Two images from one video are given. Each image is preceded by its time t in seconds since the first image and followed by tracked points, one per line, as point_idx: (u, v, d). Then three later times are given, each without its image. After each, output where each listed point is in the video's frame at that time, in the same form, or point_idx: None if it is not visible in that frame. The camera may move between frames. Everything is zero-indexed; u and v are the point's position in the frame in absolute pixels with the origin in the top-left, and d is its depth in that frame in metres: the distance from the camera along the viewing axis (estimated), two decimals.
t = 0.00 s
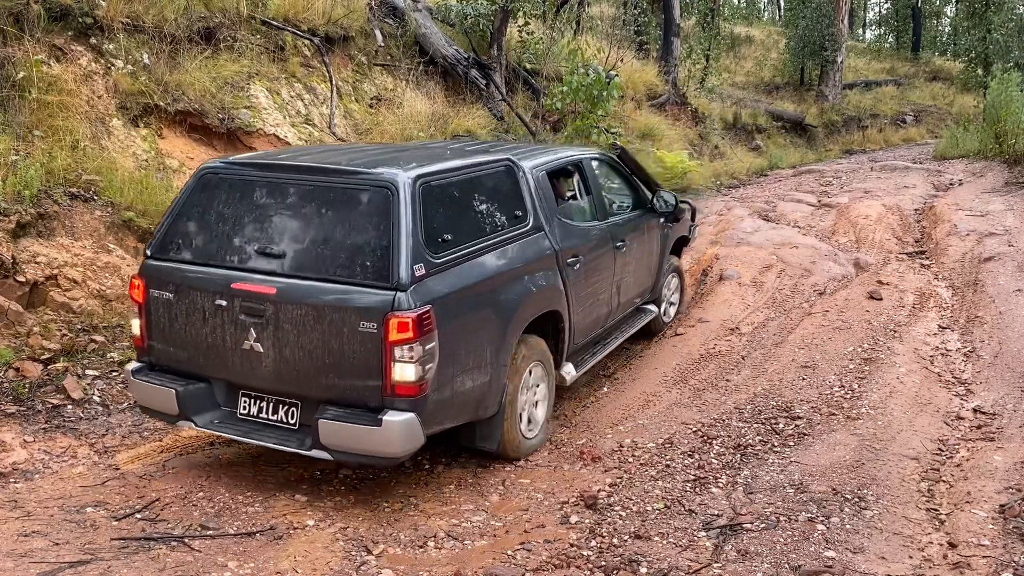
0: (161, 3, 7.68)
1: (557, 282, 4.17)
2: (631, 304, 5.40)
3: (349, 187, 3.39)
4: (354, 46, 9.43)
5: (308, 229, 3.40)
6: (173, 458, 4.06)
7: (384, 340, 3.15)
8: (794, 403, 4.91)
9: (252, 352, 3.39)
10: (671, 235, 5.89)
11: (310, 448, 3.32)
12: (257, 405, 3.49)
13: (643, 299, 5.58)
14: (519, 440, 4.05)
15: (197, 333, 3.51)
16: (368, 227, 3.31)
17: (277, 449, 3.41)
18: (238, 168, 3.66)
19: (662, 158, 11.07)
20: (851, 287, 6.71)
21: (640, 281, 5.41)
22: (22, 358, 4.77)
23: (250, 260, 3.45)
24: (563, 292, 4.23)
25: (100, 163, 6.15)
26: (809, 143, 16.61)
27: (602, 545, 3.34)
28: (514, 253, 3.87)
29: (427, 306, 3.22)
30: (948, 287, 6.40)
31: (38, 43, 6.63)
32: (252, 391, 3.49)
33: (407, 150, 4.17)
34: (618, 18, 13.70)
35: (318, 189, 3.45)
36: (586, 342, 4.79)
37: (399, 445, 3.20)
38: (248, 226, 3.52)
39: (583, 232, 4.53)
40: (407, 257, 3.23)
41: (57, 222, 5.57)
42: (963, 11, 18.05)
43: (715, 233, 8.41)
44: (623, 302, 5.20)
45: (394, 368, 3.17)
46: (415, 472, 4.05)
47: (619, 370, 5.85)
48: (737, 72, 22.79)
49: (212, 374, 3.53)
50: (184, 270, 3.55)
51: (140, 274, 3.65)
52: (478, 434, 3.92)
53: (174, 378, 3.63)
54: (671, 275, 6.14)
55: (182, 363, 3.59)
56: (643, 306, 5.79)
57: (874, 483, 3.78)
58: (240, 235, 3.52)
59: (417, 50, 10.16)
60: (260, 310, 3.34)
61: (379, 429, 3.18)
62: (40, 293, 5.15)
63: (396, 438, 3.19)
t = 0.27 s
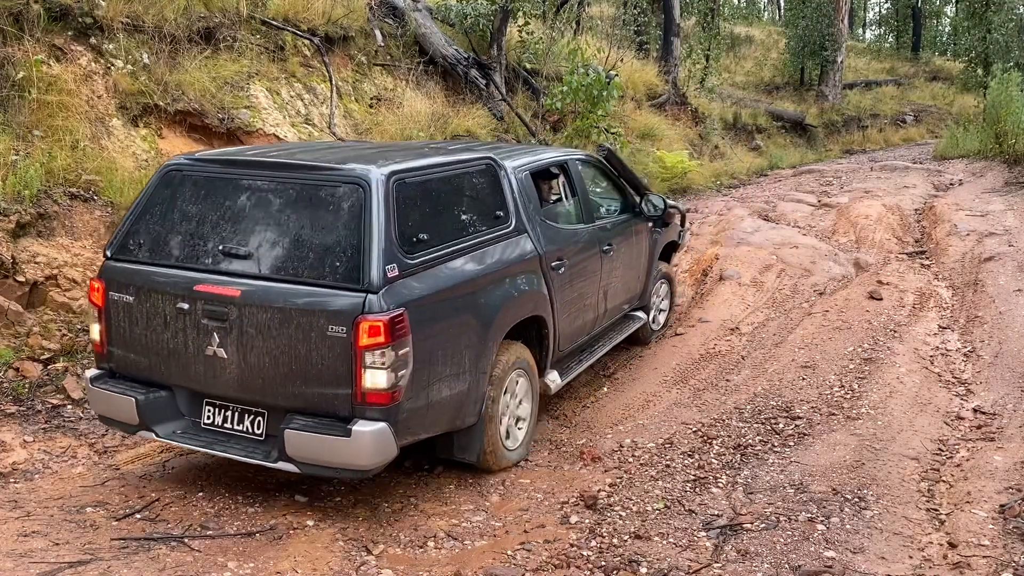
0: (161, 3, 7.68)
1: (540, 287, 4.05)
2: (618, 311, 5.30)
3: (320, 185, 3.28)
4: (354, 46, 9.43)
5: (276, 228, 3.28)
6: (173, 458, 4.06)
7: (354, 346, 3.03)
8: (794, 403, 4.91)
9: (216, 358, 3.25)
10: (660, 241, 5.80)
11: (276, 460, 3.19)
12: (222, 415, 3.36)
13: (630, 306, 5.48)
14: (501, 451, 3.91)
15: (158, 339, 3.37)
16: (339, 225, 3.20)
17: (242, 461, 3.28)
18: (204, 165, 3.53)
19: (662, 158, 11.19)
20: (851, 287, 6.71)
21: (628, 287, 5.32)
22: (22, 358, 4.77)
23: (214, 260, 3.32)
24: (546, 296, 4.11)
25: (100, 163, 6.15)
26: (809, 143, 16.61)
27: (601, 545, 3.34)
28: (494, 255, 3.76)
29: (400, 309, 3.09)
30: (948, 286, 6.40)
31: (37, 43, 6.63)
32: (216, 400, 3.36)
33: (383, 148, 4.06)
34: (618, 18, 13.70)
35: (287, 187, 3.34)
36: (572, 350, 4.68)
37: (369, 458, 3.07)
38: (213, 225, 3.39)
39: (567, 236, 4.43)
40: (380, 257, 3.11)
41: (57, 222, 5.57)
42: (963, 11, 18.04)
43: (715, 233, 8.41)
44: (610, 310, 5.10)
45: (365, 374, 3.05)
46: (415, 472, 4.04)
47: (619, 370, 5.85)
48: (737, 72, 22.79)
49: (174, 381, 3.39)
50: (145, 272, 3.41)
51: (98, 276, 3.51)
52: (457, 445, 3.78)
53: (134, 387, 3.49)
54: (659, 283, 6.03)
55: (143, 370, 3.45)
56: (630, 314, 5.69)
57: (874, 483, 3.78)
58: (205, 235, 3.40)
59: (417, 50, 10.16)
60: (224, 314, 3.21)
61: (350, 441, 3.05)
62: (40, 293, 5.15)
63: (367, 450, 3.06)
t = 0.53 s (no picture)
0: (160, 3, 7.68)
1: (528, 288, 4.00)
2: (609, 317, 5.27)
3: (300, 178, 3.21)
4: (354, 46, 9.43)
5: (254, 223, 3.21)
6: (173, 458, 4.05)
7: (335, 344, 2.96)
8: (794, 403, 4.91)
9: (190, 358, 3.18)
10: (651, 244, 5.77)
11: (253, 466, 3.10)
12: (197, 419, 3.27)
13: (620, 311, 5.45)
14: (489, 458, 3.82)
15: (131, 338, 3.31)
16: (319, 220, 3.13)
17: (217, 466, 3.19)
18: (180, 158, 3.47)
19: (662, 158, 11.18)
20: (851, 287, 6.70)
21: (619, 292, 5.29)
22: (22, 358, 4.77)
23: (189, 256, 3.26)
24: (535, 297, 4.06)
25: (100, 163, 6.15)
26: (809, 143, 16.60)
27: (601, 545, 3.34)
28: (481, 254, 3.70)
29: (384, 307, 3.03)
30: (948, 286, 6.40)
31: (37, 43, 6.63)
32: (190, 403, 3.28)
33: (369, 143, 4.00)
34: (618, 18, 13.69)
35: (266, 180, 3.27)
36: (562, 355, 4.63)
37: (350, 462, 3.00)
38: (189, 220, 3.33)
39: (557, 237, 4.38)
40: (362, 252, 3.04)
41: (57, 222, 5.56)
42: (963, 11, 18.04)
43: (715, 233, 8.41)
44: (601, 315, 5.07)
45: (346, 375, 2.98)
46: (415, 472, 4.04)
47: (619, 370, 5.85)
48: (737, 72, 22.79)
49: (147, 383, 3.32)
50: (118, 268, 3.34)
51: (70, 273, 3.45)
52: (442, 451, 3.68)
53: (105, 390, 3.41)
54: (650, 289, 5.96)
55: (115, 372, 3.38)
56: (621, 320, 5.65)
57: (874, 483, 3.78)
58: (180, 230, 3.33)
59: (417, 50, 10.16)
60: (198, 311, 3.14)
61: (330, 445, 2.97)
62: (40, 293, 5.15)
63: (348, 454, 2.99)
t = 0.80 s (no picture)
0: (160, 3, 7.69)
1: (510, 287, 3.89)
2: (596, 324, 5.20)
3: (269, 167, 3.08)
4: (354, 46, 9.42)
5: (220, 216, 3.08)
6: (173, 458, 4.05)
7: (303, 341, 2.83)
8: (794, 403, 4.91)
9: (149, 358, 3.04)
10: (640, 250, 5.74)
11: (214, 471, 2.97)
12: (157, 423, 3.13)
13: (608, 317, 5.38)
14: (469, 469, 3.69)
15: (86, 337, 3.16)
16: (289, 209, 3.01)
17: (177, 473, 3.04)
18: (142, 147, 3.33)
19: (662, 159, 11.14)
20: (851, 287, 6.71)
21: (606, 299, 5.23)
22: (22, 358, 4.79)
23: (150, 249, 3.12)
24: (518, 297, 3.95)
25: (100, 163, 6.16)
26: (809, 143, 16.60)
27: (601, 545, 3.34)
28: (460, 250, 3.59)
29: (355, 301, 2.90)
30: (948, 287, 6.40)
31: (37, 43, 6.65)
32: (150, 407, 3.14)
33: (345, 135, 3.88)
34: (618, 18, 13.70)
35: (233, 168, 3.14)
36: (548, 360, 4.54)
37: (317, 467, 2.86)
38: (151, 212, 3.19)
39: (542, 238, 4.31)
40: (333, 244, 2.92)
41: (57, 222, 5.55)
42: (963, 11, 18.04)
43: (715, 233, 8.42)
44: (588, 321, 5.01)
45: (314, 374, 2.85)
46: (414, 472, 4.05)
47: (619, 370, 5.85)
48: (737, 72, 22.79)
49: (103, 384, 3.17)
50: (75, 261, 3.20)
51: (24, 267, 3.30)
52: (420, 459, 3.54)
53: (60, 391, 3.26)
54: (638, 297, 5.88)
55: (70, 372, 3.23)
56: (609, 327, 5.59)
57: (874, 483, 3.78)
58: (142, 222, 3.19)
59: (417, 50, 10.16)
60: (157, 307, 3.00)
61: (295, 448, 2.84)
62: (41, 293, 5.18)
63: (315, 458, 2.86)
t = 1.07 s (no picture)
0: (161, 3, 7.69)
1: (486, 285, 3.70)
2: (581, 332, 5.06)
3: (219, 150, 2.92)
4: (354, 46, 9.43)
5: (164, 203, 2.92)
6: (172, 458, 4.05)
7: (249, 337, 2.63)
8: (794, 403, 4.91)
9: (87, 359, 2.87)
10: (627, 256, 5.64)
11: (156, 483, 2.76)
12: (98, 430, 2.96)
13: (594, 325, 5.25)
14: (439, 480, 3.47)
15: (21, 338, 3.01)
16: (238, 195, 2.84)
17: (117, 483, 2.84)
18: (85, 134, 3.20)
19: (662, 159, 11.14)
20: (851, 288, 6.71)
21: (591, 306, 5.11)
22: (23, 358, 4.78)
23: (90, 240, 2.97)
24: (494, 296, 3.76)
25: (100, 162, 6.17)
26: (809, 143, 16.60)
27: (601, 545, 3.33)
28: (429, 245, 3.41)
29: (311, 295, 2.70)
30: (948, 287, 6.40)
31: (37, 44, 6.66)
32: (90, 413, 2.97)
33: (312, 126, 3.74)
34: (618, 18, 13.70)
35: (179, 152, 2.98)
36: (531, 367, 4.38)
37: (264, 476, 2.66)
38: (93, 202, 3.05)
39: (522, 238, 4.16)
40: (286, 231, 2.74)
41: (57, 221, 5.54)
42: (963, 11, 18.03)
43: (715, 234, 8.42)
44: (573, 328, 4.87)
45: (262, 374, 2.65)
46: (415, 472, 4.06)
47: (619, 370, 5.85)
48: (737, 73, 22.79)
49: (40, 388, 3.02)
50: (13, 254, 3.07)
51: None
52: (387, 469, 3.32)
53: None
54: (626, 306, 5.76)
55: (6, 377, 3.09)
56: (596, 336, 5.45)
57: (874, 483, 3.78)
58: (82, 212, 3.05)
59: (417, 50, 10.17)
60: (94, 302, 2.83)
61: (241, 456, 2.64)
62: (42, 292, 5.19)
63: (263, 466, 2.65)
